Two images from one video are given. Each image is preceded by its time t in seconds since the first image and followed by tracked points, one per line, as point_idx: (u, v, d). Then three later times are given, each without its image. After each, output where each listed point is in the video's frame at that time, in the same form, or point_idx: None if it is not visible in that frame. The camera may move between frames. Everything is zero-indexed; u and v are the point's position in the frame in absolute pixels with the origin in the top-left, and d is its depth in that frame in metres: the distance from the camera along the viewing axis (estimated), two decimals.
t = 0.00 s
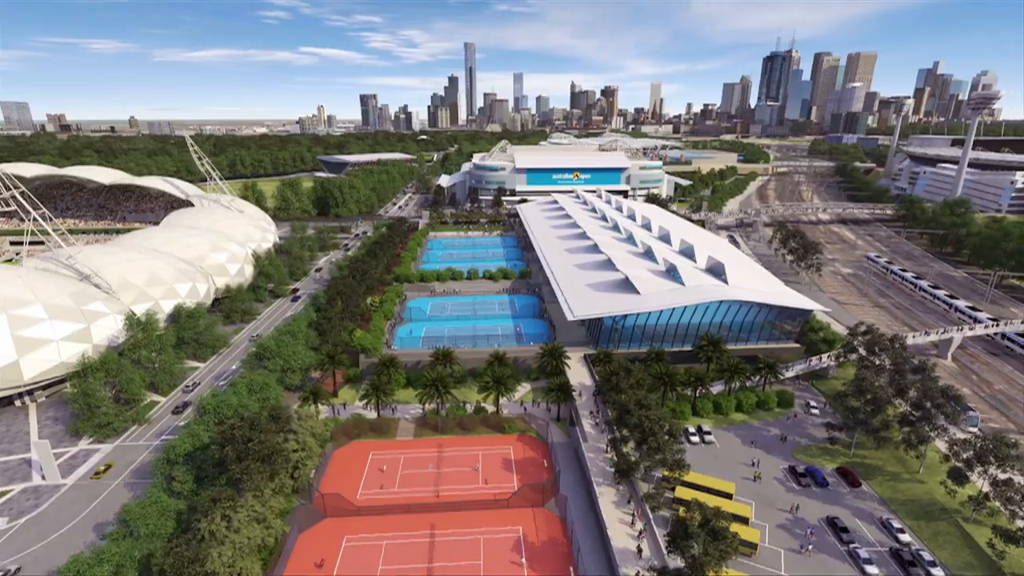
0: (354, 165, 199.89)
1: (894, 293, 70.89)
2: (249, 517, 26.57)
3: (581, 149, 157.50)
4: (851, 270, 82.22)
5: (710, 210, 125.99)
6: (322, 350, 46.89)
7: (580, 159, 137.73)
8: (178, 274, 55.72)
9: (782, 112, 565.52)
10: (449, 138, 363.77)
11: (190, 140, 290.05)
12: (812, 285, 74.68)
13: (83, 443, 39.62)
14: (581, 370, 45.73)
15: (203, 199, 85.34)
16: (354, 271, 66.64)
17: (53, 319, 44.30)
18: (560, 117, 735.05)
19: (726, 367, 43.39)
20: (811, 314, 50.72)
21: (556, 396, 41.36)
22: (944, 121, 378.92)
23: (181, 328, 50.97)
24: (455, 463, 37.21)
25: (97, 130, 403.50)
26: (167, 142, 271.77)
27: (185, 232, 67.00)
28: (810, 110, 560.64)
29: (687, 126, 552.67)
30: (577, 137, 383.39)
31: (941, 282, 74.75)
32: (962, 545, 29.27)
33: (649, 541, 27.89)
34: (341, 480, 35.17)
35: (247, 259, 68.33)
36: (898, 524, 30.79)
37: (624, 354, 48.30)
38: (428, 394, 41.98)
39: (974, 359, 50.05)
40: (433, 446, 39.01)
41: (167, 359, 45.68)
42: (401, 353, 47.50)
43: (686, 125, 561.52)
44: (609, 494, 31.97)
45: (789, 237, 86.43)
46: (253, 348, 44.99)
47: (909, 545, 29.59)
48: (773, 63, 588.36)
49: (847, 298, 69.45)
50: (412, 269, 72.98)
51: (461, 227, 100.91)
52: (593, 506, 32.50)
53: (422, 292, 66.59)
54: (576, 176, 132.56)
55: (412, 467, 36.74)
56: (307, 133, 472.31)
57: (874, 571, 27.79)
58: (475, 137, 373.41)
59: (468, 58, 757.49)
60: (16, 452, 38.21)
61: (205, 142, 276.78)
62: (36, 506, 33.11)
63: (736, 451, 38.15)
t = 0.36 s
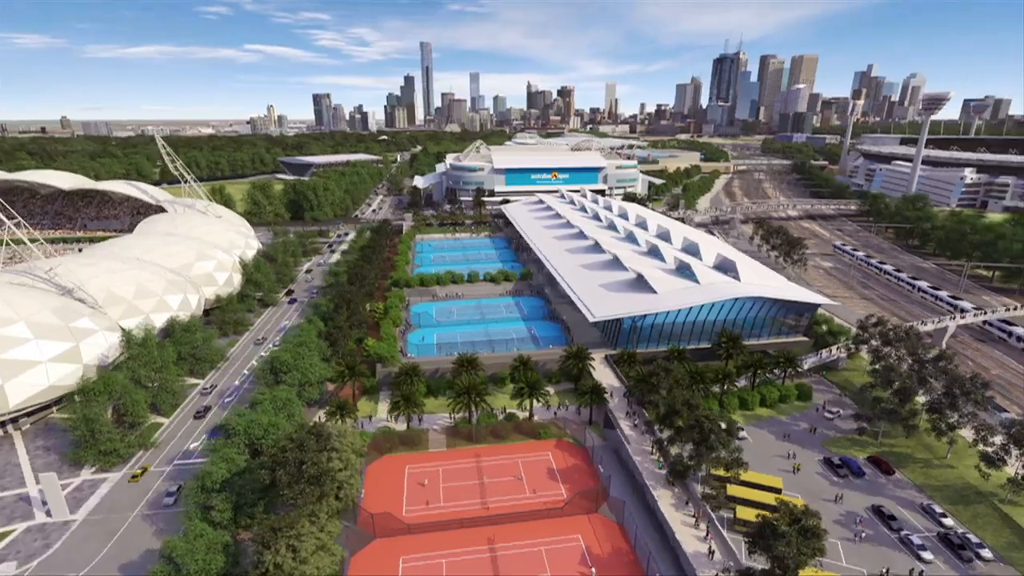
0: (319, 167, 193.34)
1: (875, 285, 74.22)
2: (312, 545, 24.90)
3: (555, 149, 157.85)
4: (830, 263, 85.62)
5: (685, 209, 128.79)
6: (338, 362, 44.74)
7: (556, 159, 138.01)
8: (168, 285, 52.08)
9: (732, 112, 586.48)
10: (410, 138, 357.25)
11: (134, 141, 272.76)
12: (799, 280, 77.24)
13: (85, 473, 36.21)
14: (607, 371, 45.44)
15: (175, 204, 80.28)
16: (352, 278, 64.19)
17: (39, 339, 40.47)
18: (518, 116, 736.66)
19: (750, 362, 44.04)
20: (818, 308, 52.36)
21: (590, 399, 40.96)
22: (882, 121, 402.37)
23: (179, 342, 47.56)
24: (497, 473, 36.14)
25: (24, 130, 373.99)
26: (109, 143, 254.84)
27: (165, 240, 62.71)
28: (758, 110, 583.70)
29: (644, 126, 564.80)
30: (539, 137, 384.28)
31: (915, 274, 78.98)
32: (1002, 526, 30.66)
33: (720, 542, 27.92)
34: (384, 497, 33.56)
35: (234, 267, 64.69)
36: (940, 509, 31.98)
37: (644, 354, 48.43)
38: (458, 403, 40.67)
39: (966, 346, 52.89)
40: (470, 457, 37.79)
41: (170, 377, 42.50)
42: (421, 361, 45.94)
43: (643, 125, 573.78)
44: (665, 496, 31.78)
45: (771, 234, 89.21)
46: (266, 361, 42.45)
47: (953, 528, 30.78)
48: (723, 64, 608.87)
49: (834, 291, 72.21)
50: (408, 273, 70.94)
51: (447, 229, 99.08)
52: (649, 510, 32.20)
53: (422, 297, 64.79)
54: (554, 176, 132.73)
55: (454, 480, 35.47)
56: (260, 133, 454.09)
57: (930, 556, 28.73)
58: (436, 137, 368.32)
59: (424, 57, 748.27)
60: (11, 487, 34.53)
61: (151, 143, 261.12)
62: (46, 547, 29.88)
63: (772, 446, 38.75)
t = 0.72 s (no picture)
0: (282, 169, 186.26)
1: (856, 278, 77.52)
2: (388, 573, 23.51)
3: (529, 149, 157.61)
4: (809, 257, 88.98)
5: (661, 207, 131.16)
6: (358, 374, 42.86)
7: (533, 159, 137.86)
8: (158, 297, 48.54)
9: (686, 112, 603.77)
10: (371, 138, 349.81)
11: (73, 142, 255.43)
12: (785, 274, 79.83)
13: (92, 507, 33.03)
14: (631, 372, 45.37)
15: (145, 210, 75.22)
16: (350, 285, 61.83)
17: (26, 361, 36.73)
18: (477, 116, 734.48)
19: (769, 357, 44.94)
20: (821, 302, 54.05)
21: (621, 401, 40.75)
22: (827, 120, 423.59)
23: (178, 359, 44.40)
24: (541, 481, 35.37)
25: None
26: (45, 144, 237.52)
27: (145, 248, 58.50)
28: (711, 110, 603.51)
29: (602, 125, 573.60)
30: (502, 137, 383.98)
31: (889, 266, 82.97)
32: None
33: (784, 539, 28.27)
34: (431, 512, 32.13)
35: (221, 276, 61.13)
36: (971, 493, 33.34)
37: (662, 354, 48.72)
38: (490, 411, 39.65)
39: (953, 333, 55.79)
40: (510, 465, 36.86)
41: (176, 396, 39.43)
42: (442, 369, 44.69)
43: (602, 125, 582.39)
44: (719, 497, 31.99)
45: (753, 231, 91.80)
46: (283, 376, 40.17)
47: (986, 510, 32.16)
48: (676, 65, 625.96)
49: (820, 285, 74.95)
50: (405, 278, 69.16)
51: (431, 231, 97.16)
52: (702, 510, 32.20)
53: (424, 301, 63.16)
54: (532, 176, 132.52)
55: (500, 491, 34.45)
56: (210, 134, 434.89)
57: (973, 539, 29.87)
58: (398, 137, 362.38)
59: (379, 55, 735.68)
60: (10, 528, 31.15)
61: (93, 144, 245.13)
62: None
63: (802, 440, 39.48)
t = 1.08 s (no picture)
0: (243, 171, 178.30)
1: (837, 271, 80.63)
2: None
3: (502, 149, 156.73)
4: (788, 252, 92.09)
5: (638, 206, 133.07)
6: (378, 385, 41.13)
7: (510, 159, 137.19)
8: (150, 311, 45.13)
9: (643, 112, 616.59)
10: (330, 138, 339.71)
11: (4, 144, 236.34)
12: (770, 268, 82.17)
13: (107, 544, 30.11)
14: (653, 372, 45.42)
15: (114, 216, 70.12)
16: (348, 292, 59.46)
17: (17, 385, 33.27)
18: (436, 117, 726.94)
19: (785, 352, 45.87)
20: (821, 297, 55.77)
21: (651, 401, 40.66)
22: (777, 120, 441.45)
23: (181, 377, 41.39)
24: (585, 487, 34.80)
25: None
26: None
27: (124, 257, 54.28)
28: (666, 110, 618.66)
29: (562, 125, 578.65)
30: (464, 137, 380.67)
31: (863, 259, 86.84)
32: None
33: (842, 532, 28.79)
34: (482, 527, 31.00)
35: (209, 285, 57.56)
36: (993, 476, 34.92)
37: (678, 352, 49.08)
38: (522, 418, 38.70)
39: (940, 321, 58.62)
40: (550, 473, 36.13)
41: (186, 416, 36.65)
42: (464, 377, 43.49)
43: (562, 125, 587.56)
44: (768, 494, 32.30)
45: (735, 228, 94.17)
46: (303, 391, 38.05)
47: (1010, 492, 33.71)
48: (631, 67, 638.32)
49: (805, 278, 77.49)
50: (401, 283, 67.17)
51: (416, 234, 94.99)
52: (751, 509, 32.39)
53: (426, 306, 61.49)
54: (510, 177, 131.85)
55: (547, 500, 33.65)
56: (154, 135, 411.95)
57: (1006, 520, 31.22)
58: (358, 137, 354.00)
59: (333, 54, 717.45)
60: (16, 574, 27.97)
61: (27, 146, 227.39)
62: None
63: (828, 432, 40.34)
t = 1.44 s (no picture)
0: (202, 173, 169.62)
1: (818, 266, 83.29)
2: None
3: (477, 150, 155.12)
4: (768, 248, 94.64)
5: (615, 205, 134.16)
6: (401, 397, 39.46)
7: (486, 159, 135.90)
8: (144, 327, 41.78)
9: (602, 112, 625.33)
10: (289, 138, 328.34)
11: None
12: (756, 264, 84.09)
13: None
14: (674, 372, 45.42)
15: (80, 225, 65.04)
16: (348, 300, 56.99)
17: (11, 415, 29.96)
18: (394, 116, 715.71)
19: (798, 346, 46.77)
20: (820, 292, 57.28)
21: (679, 402, 40.55)
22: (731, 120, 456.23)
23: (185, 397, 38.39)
24: (629, 492, 34.38)
25: None
26: None
27: (103, 269, 50.20)
28: (624, 111, 629.56)
29: (524, 125, 579.99)
30: (428, 137, 375.31)
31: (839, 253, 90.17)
32: None
33: (893, 523, 29.32)
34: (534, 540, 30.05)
35: (198, 296, 54.01)
36: (1008, 459, 36.51)
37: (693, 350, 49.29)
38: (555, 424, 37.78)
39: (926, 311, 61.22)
40: (590, 479, 35.53)
41: (199, 439, 33.96)
42: (488, 384, 42.37)
43: (523, 125, 589.05)
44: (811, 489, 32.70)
45: (718, 225, 96.03)
46: (325, 406, 35.98)
47: None
48: (589, 67, 646.38)
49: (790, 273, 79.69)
50: (398, 288, 65.09)
51: (401, 237, 92.48)
52: (795, 505, 32.71)
53: (427, 312, 59.77)
54: (488, 177, 130.61)
55: (593, 508, 32.98)
56: (95, 136, 387.86)
57: None
58: (318, 137, 343.22)
59: (285, 52, 695.55)
60: None
61: None
62: None
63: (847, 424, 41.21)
